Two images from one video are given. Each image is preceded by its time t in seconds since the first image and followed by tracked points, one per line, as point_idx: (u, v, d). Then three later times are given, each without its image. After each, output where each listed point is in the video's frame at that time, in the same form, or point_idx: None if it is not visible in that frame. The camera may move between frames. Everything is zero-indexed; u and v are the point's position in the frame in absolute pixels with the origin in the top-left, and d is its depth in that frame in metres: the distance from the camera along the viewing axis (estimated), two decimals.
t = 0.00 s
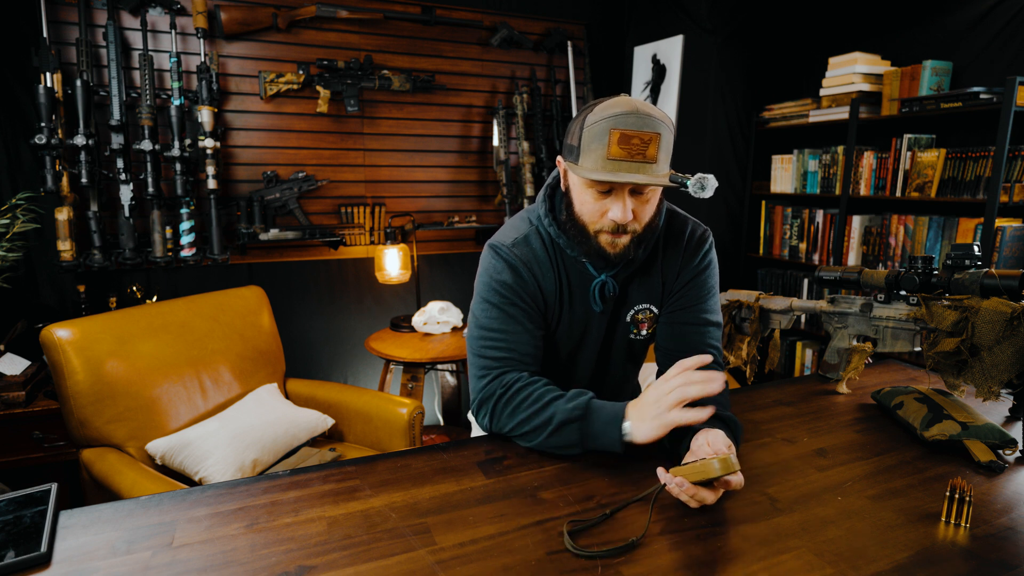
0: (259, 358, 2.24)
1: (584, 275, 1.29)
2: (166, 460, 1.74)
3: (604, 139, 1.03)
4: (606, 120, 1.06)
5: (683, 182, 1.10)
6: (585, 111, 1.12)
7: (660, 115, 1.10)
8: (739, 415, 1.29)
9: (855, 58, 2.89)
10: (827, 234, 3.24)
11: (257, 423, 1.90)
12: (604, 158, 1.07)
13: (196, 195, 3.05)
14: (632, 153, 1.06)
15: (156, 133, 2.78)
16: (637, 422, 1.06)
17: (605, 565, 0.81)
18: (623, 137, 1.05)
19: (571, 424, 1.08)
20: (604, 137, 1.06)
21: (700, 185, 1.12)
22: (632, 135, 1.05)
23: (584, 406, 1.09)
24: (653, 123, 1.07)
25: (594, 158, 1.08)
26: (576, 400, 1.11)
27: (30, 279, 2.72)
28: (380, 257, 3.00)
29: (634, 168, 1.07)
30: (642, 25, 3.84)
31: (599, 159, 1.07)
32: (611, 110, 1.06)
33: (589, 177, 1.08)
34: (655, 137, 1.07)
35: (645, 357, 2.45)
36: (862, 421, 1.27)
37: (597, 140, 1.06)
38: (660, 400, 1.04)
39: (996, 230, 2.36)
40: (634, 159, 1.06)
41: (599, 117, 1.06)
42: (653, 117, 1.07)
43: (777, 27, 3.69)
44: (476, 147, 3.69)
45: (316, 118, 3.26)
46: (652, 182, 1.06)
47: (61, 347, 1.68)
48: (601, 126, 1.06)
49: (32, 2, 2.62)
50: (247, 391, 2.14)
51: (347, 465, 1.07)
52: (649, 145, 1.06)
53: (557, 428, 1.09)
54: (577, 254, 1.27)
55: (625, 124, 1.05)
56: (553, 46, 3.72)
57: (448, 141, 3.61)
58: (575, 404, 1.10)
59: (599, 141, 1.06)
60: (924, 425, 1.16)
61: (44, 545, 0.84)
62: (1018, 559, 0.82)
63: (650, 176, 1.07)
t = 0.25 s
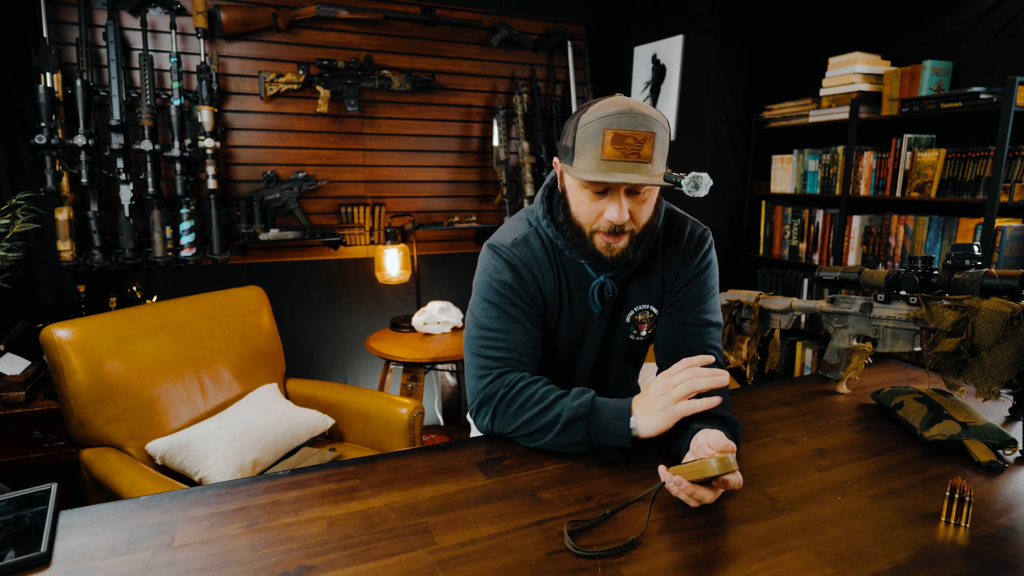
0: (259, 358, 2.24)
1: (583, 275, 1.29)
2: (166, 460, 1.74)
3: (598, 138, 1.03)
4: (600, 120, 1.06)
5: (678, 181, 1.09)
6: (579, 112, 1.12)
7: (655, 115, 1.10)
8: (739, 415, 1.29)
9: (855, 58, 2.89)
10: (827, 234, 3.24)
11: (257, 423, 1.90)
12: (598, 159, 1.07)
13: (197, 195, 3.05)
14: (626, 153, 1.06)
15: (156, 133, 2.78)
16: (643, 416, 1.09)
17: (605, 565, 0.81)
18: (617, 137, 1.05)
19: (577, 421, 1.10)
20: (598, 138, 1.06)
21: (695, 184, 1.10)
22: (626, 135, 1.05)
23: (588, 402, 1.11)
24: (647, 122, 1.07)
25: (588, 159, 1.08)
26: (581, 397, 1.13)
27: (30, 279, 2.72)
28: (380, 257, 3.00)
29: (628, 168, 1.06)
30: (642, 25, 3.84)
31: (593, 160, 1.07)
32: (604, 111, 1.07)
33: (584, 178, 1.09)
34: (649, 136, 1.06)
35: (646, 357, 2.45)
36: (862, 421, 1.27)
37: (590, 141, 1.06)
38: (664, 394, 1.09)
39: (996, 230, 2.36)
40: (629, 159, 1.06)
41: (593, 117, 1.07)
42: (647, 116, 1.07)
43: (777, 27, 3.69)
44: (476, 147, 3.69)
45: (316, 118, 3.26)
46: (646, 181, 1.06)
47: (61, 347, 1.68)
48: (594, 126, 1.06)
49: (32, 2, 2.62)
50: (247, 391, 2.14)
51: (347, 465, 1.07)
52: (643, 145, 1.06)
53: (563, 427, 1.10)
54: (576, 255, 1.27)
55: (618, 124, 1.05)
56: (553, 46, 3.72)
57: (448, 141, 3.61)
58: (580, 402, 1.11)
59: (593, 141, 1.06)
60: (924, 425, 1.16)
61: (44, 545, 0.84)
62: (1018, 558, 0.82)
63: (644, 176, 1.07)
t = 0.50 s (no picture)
0: (259, 358, 2.24)
1: (583, 272, 1.29)
2: (166, 460, 1.74)
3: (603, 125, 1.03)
4: (606, 109, 1.07)
5: (677, 173, 1.09)
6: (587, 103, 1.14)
7: (661, 111, 1.11)
8: (739, 415, 1.29)
9: (855, 58, 2.89)
10: (827, 234, 3.24)
11: (257, 423, 1.90)
12: (601, 146, 1.07)
13: (196, 195, 3.05)
14: (630, 143, 1.06)
15: (156, 133, 2.78)
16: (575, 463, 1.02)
17: (605, 565, 0.81)
18: (623, 126, 1.05)
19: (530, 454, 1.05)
20: (603, 126, 1.07)
21: (693, 176, 1.11)
22: (631, 125, 1.06)
23: (535, 438, 1.04)
24: (653, 116, 1.08)
25: (592, 146, 1.08)
26: (536, 423, 1.05)
27: (30, 279, 2.72)
28: (380, 257, 3.00)
29: (631, 158, 1.06)
30: (642, 25, 3.84)
31: (597, 147, 1.07)
32: (611, 101, 1.08)
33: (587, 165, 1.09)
34: (654, 129, 1.07)
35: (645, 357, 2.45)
36: (862, 421, 1.27)
37: (596, 129, 1.07)
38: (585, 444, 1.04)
39: (996, 230, 2.36)
40: (633, 149, 1.06)
41: (600, 106, 1.08)
42: (652, 110, 1.09)
43: (777, 27, 3.69)
44: (476, 147, 3.69)
45: (316, 118, 3.26)
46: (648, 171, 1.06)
47: (61, 347, 1.68)
48: (601, 114, 1.07)
49: (32, 2, 2.62)
50: (247, 391, 2.14)
51: (347, 465, 1.07)
52: (647, 137, 1.07)
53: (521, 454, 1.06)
54: (576, 251, 1.27)
55: (624, 114, 1.06)
56: (553, 46, 3.72)
57: (448, 141, 3.61)
58: (533, 432, 1.04)
59: (598, 129, 1.07)
60: (924, 425, 1.16)
61: (44, 545, 0.84)
62: (1018, 558, 0.82)
63: (646, 168, 1.07)
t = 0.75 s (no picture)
0: (259, 358, 2.24)
1: (584, 269, 1.29)
2: (166, 460, 1.74)
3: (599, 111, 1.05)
4: (605, 97, 1.09)
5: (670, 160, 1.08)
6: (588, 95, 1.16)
7: (661, 102, 1.12)
8: (739, 415, 1.29)
9: (855, 58, 2.89)
10: (827, 234, 3.24)
11: (257, 423, 1.90)
12: (597, 132, 1.08)
13: (196, 195, 3.05)
14: (625, 129, 1.07)
15: (156, 133, 2.78)
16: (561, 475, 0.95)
17: (605, 565, 0.81)
18: (619, 112, 1.07)
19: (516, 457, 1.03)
20: (600, 113, 1.08)
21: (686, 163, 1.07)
22: (627, 112, 1.07)
23: (518, 442, 1.01)
24: (650, 105, 1.09)
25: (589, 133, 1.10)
26: (516, 427, 1.03)
27: (30, 279, 2.72)
28: (380, 257, 3.00)
29: (626, 144, 1.07)
30: (642, 25, 3.84)
31: (592, 133, 1.08)
32: (610, 90, 1.10)
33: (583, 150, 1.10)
34: (651, 117, 1.08)
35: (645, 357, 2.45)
36: (862, 421, 1.27)
37: (593, 116, 1.09)
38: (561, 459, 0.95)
39: (996, 230, 2.36)
40: (627, 135, 1.07)
41: (599, 95, 1.10)
42: (651, 100, 1.10)
43: (777, 27, 3.69)
44: (476, 147, 3.69)
45: (316, 118, 3.26)
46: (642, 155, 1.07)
47: (61, 347, 1.68)
48: (600, 102, 1.09)
49: (32, 2, 2.62)
50: (247, 391, 2.14)
51: (347, 465, 1.07)
52: (644, 124, 1.07)
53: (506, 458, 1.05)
54: (578, 248, 1.27)
55: (621, 101, 1.08)
56: (553, 46, 3.72)
57: (448, 141, 3.61)
58: (513, 437, 1.02)
59: (596, 116, 1.09)
60: (924, 425, 1.16)
61: (44, 545, 0.84)
62: (1018, 559, 0.82)
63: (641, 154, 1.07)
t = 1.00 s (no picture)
0: (259, 358, 2.24)
1: (584, 271, 1.29)
2: (166, 460, 1.74)
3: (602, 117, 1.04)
4: (605, 101, 1.08)
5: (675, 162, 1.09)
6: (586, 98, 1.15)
7: (660, 104, 1.11)
8: (739, 415, 1.29)
9: (855, 58, 2.89)
10: (827, 234, 3.24)
11: (257, 423, 1.90)
12: (600, 137, 1.07)
13: (196, 195, 3.05)
14: (629, 134, 1.06)
15: (156, 133, 2.78)
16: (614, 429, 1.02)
17: (605, 565, 0.81)
18: (621, 117, 1.06)
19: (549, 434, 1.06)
20: (602, 117, 1.07)
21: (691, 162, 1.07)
22: (629, 116, 1.06)
23: (559, 416, 1.06)
24: (651, 107, 1.09)
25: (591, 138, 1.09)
26: (558, 405, 1.09)
27: (30, 279, 2.72)
28: (380, 257, 3.00)
29: (630, 149, 1.07)
30: (642, 25, 3.84)
31: (595, 139, 1.08)
32: (609, 93, 1.09)
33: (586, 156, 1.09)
34: (653, 120, 1.08)
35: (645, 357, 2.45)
36: (862, 421, 1.27)
37: (594, 121, 1.08)
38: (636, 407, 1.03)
39: (996, 230, 2.36)
40: (631, 140, 1.06)
41: (599, 98, 1.09)
42: (651, 102, 1.09)
43: (777, 27, 3.69)
44: (476, 147, 3.69)
45: (316, 118, 3.26)
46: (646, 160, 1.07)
47: (61, 347, 1.68)
48: (600, 106, 1.08)
49: (32, 2, 2.62)
50: (247, 391, 2.14)
51: (347, 465, 1.07)
52: (646, 127, 1.07)
53: (538, 433, 1.07)
54: (578, 250, 1.27)
55: (622, 105, 1.07)
56: (553, 46, 3.72)
57: (448, 141, 3.61)
58: (556, 411, 1.07)
59: (598, 121, 1.08)
60: (924, 425, 1.16)
61: (44, 545, 0.84)
62: (1019, 558, 0.82)
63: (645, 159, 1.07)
